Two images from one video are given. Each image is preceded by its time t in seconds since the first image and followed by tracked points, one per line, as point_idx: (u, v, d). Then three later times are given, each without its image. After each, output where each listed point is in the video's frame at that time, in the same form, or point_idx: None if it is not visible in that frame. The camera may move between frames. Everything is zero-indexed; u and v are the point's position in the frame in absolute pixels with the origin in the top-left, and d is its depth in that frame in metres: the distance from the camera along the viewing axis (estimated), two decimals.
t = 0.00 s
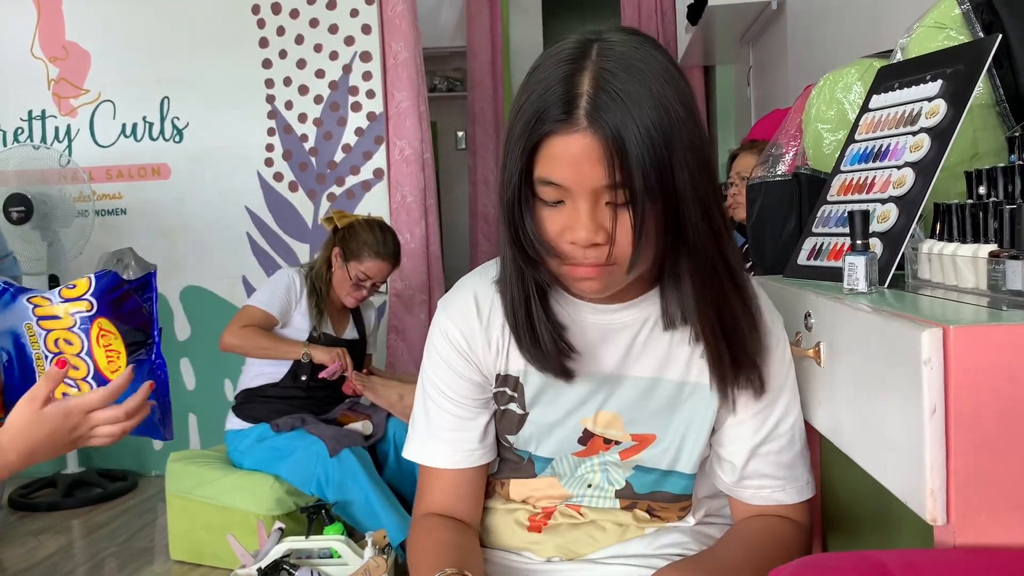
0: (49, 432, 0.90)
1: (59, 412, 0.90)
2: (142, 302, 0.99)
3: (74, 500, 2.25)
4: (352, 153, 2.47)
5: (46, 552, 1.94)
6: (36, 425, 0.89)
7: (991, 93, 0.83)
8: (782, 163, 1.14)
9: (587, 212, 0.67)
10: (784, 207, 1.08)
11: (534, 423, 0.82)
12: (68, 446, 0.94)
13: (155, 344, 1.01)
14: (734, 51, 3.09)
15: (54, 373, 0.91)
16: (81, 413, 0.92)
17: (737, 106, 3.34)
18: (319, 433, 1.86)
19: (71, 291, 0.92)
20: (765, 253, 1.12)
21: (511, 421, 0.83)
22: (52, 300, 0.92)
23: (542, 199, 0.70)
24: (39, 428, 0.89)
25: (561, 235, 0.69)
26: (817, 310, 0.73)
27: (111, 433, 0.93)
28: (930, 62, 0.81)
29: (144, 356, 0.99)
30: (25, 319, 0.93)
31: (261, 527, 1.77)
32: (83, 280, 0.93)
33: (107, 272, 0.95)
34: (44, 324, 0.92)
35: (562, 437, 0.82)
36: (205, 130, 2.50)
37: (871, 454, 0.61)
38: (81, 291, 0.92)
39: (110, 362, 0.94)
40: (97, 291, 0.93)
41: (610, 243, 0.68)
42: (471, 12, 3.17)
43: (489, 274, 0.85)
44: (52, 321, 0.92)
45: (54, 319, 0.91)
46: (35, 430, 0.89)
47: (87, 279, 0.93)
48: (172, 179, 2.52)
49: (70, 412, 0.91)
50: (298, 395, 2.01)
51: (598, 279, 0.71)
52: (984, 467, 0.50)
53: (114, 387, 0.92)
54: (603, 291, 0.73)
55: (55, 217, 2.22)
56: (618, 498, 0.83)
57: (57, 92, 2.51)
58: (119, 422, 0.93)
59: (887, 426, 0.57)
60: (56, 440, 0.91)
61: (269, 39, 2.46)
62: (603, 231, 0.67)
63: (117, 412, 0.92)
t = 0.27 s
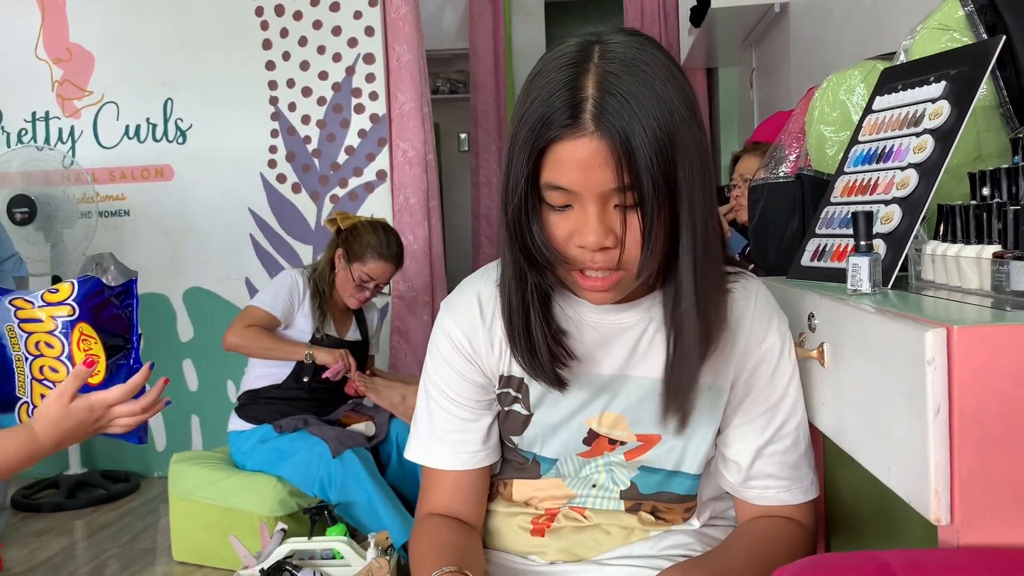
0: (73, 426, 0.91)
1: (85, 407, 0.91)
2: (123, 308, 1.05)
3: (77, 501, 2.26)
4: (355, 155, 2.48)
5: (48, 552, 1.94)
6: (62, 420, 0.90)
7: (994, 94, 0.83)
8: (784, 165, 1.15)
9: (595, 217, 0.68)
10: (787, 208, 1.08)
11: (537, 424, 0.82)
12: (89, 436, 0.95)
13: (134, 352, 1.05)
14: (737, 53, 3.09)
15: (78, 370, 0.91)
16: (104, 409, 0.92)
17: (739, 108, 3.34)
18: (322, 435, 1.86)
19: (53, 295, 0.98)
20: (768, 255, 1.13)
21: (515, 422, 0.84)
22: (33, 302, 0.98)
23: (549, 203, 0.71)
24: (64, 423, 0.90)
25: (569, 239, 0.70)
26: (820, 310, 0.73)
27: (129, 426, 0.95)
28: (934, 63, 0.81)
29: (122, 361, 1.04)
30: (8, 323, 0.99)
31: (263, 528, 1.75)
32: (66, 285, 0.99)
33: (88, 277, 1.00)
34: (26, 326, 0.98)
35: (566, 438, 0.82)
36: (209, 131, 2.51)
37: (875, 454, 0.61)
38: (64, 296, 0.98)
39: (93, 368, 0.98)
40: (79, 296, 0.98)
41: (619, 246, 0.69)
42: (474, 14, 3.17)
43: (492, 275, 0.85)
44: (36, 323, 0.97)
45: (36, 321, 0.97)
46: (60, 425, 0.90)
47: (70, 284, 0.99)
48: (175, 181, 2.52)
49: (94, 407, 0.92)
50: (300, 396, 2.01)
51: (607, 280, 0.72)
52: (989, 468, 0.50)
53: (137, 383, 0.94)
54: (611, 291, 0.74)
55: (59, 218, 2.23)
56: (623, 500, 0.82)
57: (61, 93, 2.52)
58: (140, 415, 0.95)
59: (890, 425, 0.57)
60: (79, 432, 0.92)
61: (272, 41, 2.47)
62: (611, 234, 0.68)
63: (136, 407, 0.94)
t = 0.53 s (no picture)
0: (70, 416, 0.91)
1: (80, 395, 0.91)
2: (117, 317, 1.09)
3: (77, 507, 2.25)
4: (354, 159, 2.48)
5: (49, 559, 1.94)
6: (59, 410, 0.91)
7: (994, 94, 0.83)
8: (784, 166, 1.15)
9: (573, 207, 0.67)
10: (787, 210, 1.08)
11: (539, 427, 0.82)
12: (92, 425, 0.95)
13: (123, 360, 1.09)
14: (735, 54, 3.10)
15: (71, 358, 0.92)
16: (100, 397, 0.92)
17: (738, 109, 3.34)
18: (322, 440, 1.86)
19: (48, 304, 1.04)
20: (768, 255, 1.13)
21: (516, 425, 0.83)
22: (29, 312, 1.03)
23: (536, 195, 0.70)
24: (61, 413, 0.91)
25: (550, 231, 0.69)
26: (822, 312, 0.73)
27: (128, 414, 0.95)
28: (933, 63, 0.81)
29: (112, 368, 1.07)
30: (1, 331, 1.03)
31: (264, 533, 1.75)
32: (61, 294, 1.04)
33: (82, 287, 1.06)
34: (20, 334, 1.03)
35: (568, 441, 0.82)
36: (208, 137, 2.51)
37: (878, 455, 0.61)
38: (59, 304, 1.03)
39: (84, 371, 1.02)
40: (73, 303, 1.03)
41: (598, 241, 0.67)
42: (472, 17, 3.18)
43: (494, 276, 0.85)
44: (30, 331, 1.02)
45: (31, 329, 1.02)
46: (59, 416, 0.91)
47: (64, 292, 1.04)
48: (174, 186, 2.52)
49: (89, 395, 0.92)
50: (301, 401, 2.01)
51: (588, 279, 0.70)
52: (992, 467, 0.49)
53: (129, 369, 0.93)
54: (595, 293, 0.72)
55: (58, 224, 2.23)
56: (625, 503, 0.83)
57: (59, 99, 2.52)
58: (136, 402, 0.95)
59: (893, 426, 0.57)
60: (78, 421, 0.92)
61: (270, 45, 2.47)
62: (589, 227, 0.67)
63: (132, 391, 0.95)
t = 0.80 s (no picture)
0: (53, 426, 0.93)
1: (62, 406, 0.93)
2: (99, 338, 1.05)
3: (73, 521, 2.24)
4: (346, 166, 2.47)
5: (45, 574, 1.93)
6: (44, 421, 0.93)
7: (982, 96, 0.83)
8: (774, 169, 1.15)
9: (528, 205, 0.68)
10: (778, 213, 1.08)
11: (532, 437, 0.82)
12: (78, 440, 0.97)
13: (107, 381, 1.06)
14: (725, 56, 3.11)
15: (60, 370, 0.95)
16: (82, 411, 0.94)
17: (730, 111, 3.35)
18: (318, 449, 1.85)
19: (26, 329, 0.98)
20: (760, 257, 1.12)
21: (509, 435, 0.83)
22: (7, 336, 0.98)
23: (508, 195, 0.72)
24: (44, 424, 0.93)
25: (512, 228, 0.71)
26: (814, 317, 0.73)
27: (110, 431, 0.95)
28: (921, 66, 0.81)
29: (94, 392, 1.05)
30: None
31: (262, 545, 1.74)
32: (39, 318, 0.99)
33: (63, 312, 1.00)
34: None
35: (561, 451, 0.81)
36: (199, 146, 2.50)
37: (871, 460, 0.61)
38: (37, 329, 0.97)
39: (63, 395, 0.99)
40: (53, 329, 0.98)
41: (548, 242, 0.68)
42: (462, 23, 3.17)
43: (487, 285, 0.85)
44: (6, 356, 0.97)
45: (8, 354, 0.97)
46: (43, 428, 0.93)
47: (43, 318, 0.99)
48: (166, 197, 2.51)
49: (71, 407, 0.93)
50: (297, 411, 2.01)
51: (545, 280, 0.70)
52: (986, 474, 0.49)
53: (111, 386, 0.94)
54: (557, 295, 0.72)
55: (50, 237, 2.22)
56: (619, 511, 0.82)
57: (50, 111, 2.51)
58: (118, 418, 0.95)
59: (885, 431, 0.57)
60: (60, 433, 0.93)
61: (261, 54, 2.47)
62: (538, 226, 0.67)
63: (113, 409, 0.94)
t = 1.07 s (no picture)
0: (36, 439, 0.93)
1: (44, 417, 0.94)
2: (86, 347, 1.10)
3: (68, 533, 2.22)
4: (338, 173, 2.47)
5: None
6: (26, 434, 0.93)
7: (970, 95, 0.84)
8: (766, 169, 1.15)
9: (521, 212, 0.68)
10: (770, 214, 1.08)
11: (527, 442, 0.82)
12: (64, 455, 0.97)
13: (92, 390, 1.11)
14: (715, 58, 3.12)
15: (43, 383, 0.96)
16: (65, 423, 0.94)
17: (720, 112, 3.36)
18: (314, 458, 1.85)
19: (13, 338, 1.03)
20: (754, 258, 1.13)
21: (505, 441, 0.83)
22: None
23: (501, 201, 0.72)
24: (27, 436, 0.93)
25: (506, 235, 0.71)
26: (806, 319, 0.73)
27: (92, 444, 0.95)
28: (909, 67, 0.81)
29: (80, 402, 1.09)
30: None
31: (258, 554, 1.72)
32: (20, 329, 1.04)
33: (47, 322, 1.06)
34: None
35: (556, 456, 0.81)
36: (191, 155, 2.49)
37: (866, 461, 0.60)
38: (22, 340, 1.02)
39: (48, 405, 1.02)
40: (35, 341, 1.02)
41: (543, 247, 0.68)
42: (452, 28, 3.18)
43: (482, 291, 0.84)
44: None
45: None
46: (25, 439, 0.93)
47: (25, 328, 1.04)
48: (158, 206, 2.50)
49: (53, 418, 0.94)
50: (293, 419, 2.00)
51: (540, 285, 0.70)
52: (980, 473, 0.49)
53: (94, 395, 0.94)
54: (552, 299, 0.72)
55: (42, 248, 2.21)
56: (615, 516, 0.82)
57: (40, 122, 2.50)
58: (99, 430, 0.94)
59: (879, 432, 0.57)
60: (42, 446, 0.94)
61: (251, 62, 2.46)
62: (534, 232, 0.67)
63: (95, 421, 0.94)
